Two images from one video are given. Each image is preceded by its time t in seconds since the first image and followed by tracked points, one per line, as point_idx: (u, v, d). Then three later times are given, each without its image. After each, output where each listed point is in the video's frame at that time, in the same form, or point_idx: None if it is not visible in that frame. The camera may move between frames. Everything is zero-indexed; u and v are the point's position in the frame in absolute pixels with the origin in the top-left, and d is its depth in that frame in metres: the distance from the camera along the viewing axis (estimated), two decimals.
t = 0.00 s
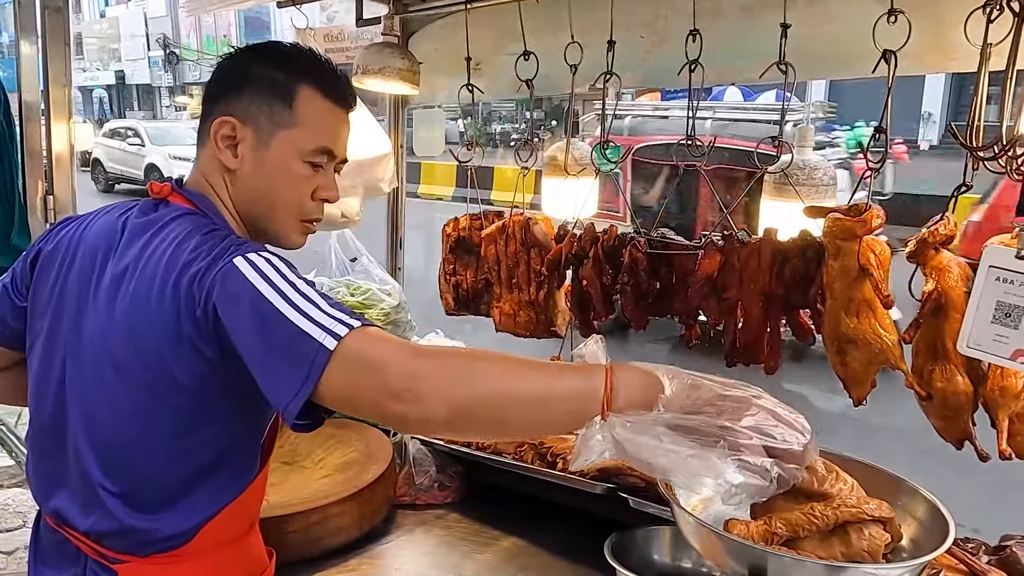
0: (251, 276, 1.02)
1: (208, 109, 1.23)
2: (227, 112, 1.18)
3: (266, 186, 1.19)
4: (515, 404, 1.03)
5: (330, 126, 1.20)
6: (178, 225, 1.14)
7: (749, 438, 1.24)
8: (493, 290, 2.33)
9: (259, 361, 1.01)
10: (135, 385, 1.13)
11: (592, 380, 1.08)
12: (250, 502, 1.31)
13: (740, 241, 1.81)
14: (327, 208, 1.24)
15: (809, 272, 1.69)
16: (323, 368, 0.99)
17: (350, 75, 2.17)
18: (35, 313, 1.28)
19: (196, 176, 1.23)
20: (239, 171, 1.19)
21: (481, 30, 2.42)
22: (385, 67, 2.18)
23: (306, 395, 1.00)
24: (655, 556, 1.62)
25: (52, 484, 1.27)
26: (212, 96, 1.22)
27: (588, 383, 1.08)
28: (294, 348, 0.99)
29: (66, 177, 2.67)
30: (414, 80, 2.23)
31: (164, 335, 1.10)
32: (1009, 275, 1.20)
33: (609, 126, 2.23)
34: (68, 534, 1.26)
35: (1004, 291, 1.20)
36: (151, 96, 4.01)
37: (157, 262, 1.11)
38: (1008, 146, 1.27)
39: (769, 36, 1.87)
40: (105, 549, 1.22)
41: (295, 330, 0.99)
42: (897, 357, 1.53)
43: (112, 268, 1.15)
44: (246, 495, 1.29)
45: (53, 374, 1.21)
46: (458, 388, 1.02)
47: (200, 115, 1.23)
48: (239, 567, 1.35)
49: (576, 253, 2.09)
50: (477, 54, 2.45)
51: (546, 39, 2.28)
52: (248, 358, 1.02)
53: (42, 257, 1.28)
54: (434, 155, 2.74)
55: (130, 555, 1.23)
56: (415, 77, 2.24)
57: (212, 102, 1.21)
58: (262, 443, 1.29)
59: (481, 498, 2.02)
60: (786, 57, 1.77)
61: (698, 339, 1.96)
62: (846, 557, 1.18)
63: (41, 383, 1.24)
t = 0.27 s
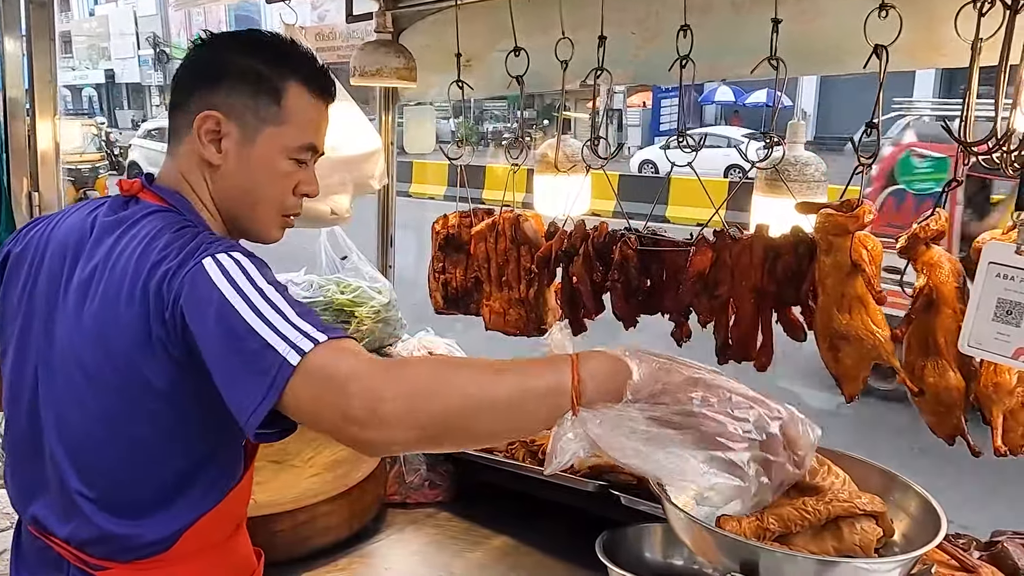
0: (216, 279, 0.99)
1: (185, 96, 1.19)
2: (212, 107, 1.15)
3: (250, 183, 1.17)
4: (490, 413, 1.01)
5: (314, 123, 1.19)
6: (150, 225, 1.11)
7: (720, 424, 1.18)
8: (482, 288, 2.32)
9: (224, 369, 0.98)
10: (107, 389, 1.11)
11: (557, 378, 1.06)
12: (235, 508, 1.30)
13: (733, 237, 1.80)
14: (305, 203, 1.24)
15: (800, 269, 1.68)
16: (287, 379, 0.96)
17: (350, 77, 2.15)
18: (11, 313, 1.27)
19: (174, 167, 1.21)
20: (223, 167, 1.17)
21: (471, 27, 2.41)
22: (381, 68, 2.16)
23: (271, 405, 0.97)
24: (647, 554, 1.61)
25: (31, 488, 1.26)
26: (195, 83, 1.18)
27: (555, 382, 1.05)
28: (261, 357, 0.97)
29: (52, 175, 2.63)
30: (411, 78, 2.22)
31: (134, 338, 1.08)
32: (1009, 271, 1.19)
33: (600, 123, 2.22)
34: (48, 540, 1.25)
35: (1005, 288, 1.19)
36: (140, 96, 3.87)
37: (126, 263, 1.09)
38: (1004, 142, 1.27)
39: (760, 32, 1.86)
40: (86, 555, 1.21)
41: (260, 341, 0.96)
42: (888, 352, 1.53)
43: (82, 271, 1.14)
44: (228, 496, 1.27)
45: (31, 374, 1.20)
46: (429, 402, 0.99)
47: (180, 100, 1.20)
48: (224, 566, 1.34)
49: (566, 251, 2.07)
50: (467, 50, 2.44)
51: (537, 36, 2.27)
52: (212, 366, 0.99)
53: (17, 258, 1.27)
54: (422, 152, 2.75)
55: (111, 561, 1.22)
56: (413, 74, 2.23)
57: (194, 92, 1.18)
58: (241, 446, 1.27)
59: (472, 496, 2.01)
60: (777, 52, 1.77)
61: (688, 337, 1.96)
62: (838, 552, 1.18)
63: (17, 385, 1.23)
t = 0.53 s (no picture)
0: (215, 298, 1.00)
1: (172, 90, 1.15)
2: (220, 105, 1.16)
3: (252, 177, 1.22)
4: (450, 438, 1.17)
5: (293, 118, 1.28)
6: (133, 222, 1.10)
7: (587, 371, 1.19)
8: (472, 285, 2.30)
9: (219, 395, 1.01)
10: (88, 388, 1.09)
11: (485, 392, 1.24)
12: (202, 508, 1.29)
13: (722, 232, 1.79)
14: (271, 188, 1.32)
15: (791, 264, 1.68)
16: (285, 417, 1.00)
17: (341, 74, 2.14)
18: None
19: (173, 161, 1.17)
20: (230, 162, 1.19)
21: (461, 22, 2.39)
22: (372, 65, 2.15)
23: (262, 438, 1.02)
24: (639, 552, 1.60)
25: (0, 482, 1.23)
26: (185, 78, 1.15)
27: (483, 395, 1.24)
28: (262, 388, 1.00)
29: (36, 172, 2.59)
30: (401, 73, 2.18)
31: (118, 342, 1.07)
32: (1004, 265, 1.18)
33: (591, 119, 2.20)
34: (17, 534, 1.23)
35: (999, 282, 1.19)
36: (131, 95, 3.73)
37: (113, 263, 1.07)
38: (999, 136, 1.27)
39: (751, 27, 1.85)
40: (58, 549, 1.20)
41: (261, 377, 1.00)
42: (879, 348, 1.53)
43: (62, 265, 1.12)
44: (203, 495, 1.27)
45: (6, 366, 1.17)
46: (410, 440, 1.12)
47: (162, 93, 1.16)
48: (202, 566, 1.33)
49: (556, 247, 2.07)
50: (457, 46, 2.42)
51: (527, 31, 2.25)
52: (207, 391, 1.01)
53: None
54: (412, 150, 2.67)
55: (83, 555, 1.20)
56: (404, 70, 2.20)
57: (187, 86, 1.15)
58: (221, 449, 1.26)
59: (461, 495, 2.00)
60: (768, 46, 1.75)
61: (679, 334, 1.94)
62: (831, 548, 1.17)
63: None
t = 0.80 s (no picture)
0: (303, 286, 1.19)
1: (158, 94, 1.17)
2: (209, 107, 1.18)
3: (241, 174, 1.26)
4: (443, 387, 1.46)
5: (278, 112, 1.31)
6: (192, 214, 1.16)
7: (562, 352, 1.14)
8: (463, 283, 2.29)
9: (306, 361, 1.19)
10: (149, 368, 1.13)
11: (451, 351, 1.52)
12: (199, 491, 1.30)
13: (714, 229, 1.78)
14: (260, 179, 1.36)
15: (781, 259, 1.67)
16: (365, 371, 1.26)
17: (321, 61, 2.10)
18: None
19: (167, 162, 1.20)
20: (221, 161, 1.22)
21: (452, 19, 2.37)
22: (351, 53, 2.12)
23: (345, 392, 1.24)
24: (631, 550, 1.59)
25: None
26: (173, 82, 1.17)
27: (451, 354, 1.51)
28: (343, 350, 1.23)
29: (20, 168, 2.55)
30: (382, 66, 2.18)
31: (180, 324, 1.12)
32: (992, 257, 1.18)
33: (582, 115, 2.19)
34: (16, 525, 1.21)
35: (986, 274, 1.18)
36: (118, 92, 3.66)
37: (178, 251, 1.12)
38: (987, 131, 1.26)
39: (743, 22, 1.85)
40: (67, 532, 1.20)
41: (342, 342, 1.23)
42: (870, 344, 1.52)
43: (102, 250, 1.12)
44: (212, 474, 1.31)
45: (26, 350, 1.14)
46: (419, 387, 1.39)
47: (152, 97, 1.18)
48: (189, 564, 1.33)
49: (548, 245, 2.06)
50: (448, 43, 2.40)
51: (518, 27, 2.24)
52: (292, 359, 1.18)
53: None
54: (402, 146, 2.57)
55: (93, 536, 1.21)
56: (382, 62, 2.19)
57: (176, 90, 1.17)
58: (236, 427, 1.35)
59: (453, 495, 1.98)
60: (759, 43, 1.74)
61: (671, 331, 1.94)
62: (825, 545, 1.16)
63: None
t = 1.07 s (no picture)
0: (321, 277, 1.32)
1: (183, 108, 1.23)
2: (230, 119, 1.24)
3: (257, 183, 1.32)
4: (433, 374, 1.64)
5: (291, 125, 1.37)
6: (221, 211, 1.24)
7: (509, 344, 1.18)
8: (458, 282, 2.28)
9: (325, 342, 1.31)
10: (182, 352, 1.18)
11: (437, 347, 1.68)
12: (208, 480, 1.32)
13: (710, 227, 1.78)
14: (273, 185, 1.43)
15: (778, 257, 1.67)
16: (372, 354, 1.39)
17: (322, 65, 2.11)
18: None
19: (188, 170, 1.25)
20: (239, 169, 1.28)
21: (445, 16, 2.36)
22: (350, 55, 2.11)
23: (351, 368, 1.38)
24: (626, 549, 1.59)
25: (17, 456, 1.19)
26: (196, 97, 1.22)
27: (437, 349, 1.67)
28: (350, 337, 1.35)
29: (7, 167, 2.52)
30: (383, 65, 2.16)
31: (213, 309, 1.19)
32: (986, 252, 1.18)
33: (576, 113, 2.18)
34: (24, 504, 1.22)
35: (979, 268, 1.18)
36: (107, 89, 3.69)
37: (211, 243, 1.20)
38: (980, 126, 1.26)
39: (737, 20, 1.85)
40: (77, 511, 1.21)
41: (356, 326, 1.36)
42: (866, 341, 1.52)
43: (135, 243, 1.17)
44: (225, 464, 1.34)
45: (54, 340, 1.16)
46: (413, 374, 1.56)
47: (175, 109, 1.23)
48: (185, 561, 1.33)
49: (542, 243, 2.05)
50: (441, 40, 2.39)
51: (512, 24, 2.23)
52: (314, 341, 1.30)
53: None
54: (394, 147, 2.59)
55: (102, 515, 1.22)
56: (384, 62, 2.18)
57: (200, 103, 1.22)
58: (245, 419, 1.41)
59: (447, 494, 1.98)
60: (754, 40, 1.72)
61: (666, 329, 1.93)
62: (824, 541, 1.16)
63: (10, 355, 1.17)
